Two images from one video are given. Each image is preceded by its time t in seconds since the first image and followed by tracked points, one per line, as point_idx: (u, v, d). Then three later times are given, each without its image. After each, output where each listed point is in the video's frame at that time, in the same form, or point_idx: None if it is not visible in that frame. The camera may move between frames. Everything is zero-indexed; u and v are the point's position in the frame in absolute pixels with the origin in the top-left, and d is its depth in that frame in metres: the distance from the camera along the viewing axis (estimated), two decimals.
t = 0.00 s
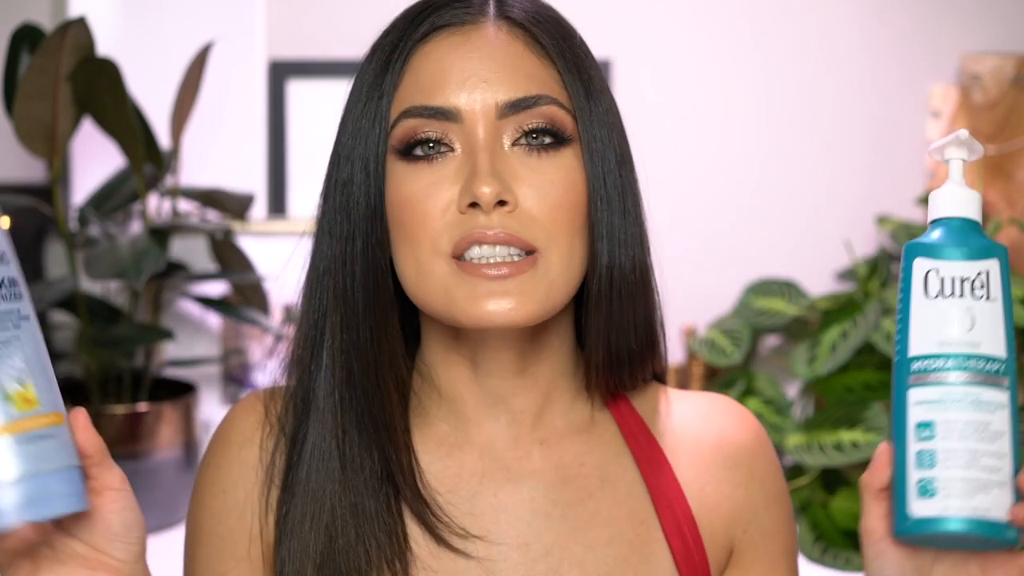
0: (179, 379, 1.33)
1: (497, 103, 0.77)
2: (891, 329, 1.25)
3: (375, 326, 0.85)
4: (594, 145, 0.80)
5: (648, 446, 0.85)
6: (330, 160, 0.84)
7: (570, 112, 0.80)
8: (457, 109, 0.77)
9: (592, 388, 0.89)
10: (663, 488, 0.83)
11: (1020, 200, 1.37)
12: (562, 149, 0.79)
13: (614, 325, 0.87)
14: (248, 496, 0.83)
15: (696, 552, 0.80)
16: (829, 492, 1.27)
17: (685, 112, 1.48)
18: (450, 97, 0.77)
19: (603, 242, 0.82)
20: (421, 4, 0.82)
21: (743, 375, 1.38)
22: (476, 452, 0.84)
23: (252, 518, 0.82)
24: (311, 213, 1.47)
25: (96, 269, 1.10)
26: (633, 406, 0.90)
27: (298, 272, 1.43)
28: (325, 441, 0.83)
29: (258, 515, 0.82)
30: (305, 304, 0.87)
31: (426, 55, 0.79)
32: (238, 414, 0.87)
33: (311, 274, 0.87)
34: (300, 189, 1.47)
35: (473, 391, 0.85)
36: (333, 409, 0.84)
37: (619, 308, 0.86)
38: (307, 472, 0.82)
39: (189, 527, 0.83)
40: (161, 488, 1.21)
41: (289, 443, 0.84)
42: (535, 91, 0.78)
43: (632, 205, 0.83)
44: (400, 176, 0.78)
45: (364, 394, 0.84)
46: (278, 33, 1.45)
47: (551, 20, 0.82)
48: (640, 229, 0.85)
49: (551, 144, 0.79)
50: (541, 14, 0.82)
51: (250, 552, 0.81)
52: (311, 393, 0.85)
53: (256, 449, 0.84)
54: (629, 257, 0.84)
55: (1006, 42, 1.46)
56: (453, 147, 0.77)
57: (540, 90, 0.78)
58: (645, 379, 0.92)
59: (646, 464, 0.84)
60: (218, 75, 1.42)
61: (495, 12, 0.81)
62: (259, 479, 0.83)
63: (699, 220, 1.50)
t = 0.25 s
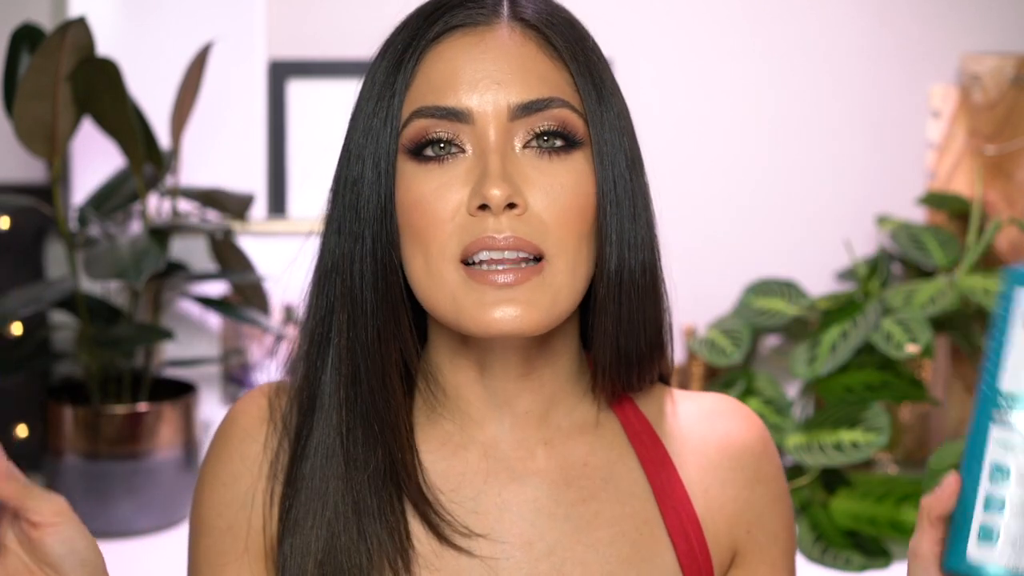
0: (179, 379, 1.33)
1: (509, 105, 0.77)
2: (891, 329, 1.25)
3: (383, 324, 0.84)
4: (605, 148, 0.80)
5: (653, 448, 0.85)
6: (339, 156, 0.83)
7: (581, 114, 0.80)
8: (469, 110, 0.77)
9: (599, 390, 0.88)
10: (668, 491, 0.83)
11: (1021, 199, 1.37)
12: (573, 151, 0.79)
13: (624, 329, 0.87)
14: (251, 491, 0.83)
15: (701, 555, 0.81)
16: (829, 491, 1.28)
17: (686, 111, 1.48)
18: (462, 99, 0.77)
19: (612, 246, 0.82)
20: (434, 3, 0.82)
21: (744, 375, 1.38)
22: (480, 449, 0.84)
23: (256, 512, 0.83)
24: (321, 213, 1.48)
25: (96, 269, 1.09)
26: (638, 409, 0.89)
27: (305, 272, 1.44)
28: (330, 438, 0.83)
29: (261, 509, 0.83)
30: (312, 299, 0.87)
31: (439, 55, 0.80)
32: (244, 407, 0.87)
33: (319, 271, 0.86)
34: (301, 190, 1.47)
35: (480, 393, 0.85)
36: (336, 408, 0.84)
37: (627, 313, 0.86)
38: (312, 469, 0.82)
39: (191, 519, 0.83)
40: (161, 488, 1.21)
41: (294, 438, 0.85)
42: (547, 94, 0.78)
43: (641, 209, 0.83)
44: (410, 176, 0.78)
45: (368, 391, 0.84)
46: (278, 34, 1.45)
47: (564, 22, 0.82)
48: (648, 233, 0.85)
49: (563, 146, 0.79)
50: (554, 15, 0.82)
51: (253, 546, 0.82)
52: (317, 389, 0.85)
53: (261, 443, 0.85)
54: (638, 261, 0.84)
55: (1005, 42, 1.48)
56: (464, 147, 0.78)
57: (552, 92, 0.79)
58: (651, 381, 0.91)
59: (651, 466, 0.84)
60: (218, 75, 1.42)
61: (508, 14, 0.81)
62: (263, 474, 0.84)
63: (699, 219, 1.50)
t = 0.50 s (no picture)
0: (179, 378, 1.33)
1: (543, 101, 0.77)
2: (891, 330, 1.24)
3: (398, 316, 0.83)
4: (626, 158, 0.82)
5: (648, 445, 0.85)
6: (363, 142, 0.82)
7: (606, 119, 0.81)
8: (502, 104, 0.77)
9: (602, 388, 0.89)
10: (663, 486, 0.83)
11: (1020, 199, 1.37)
12: (598, 154, 0.80)
13: (643, 333, 0.88)
14: (256, 484, 0.83)
15: (694, 549, 0.81)
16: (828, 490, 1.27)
17: (693, 110, 1.48)
18: (495, 93, 0.77)
19: (631, 255, 0.84)
20: None
21: (744, 375, 1.38)
22: (480, 442, 0.84)
23: (263, 505, 0.83)
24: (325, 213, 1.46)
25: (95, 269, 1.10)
26: (637, 411, 0.89)
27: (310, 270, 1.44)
28: (340, 430, 0.83)
29: (267, 501, 0.83)
30: (327, 290, 0.86)
31: (472, 48, 0.79)
32: (250, 405, 0.87)
33: (338, 258, 0.85)
34: (301, 190, 1.46)
35: (484, 388, 0.85)
36: (345, 402, 0.83)
37: (645, 319, 0.88)
38: (321, 461, 0.82)
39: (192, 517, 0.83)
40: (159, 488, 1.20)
41: (303, 429, 0.84)
42: (578, 95, 0.79)
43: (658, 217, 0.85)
44: (437, 164, 0.77)
45: (380, 382, 0.83)
46: (278, 33, 1.44)
47: (592, 25, 0.83)
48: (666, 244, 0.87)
49: (586, 146, 0.80)
50: (585, 20, 0.83)
51: (260, 539, 0.82)
52: (328, 381, 0.85)
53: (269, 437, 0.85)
54: (656, 266, 0.86)
55: (1006, 42, 1.47)
56: (492, 141, 0.77)
57: (582, 94, 0.79)
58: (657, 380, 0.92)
59: (646, 461, 0.84)
60: (218, 74, 1.43)
61: (540, 13, 0.81)
62: (270, 467, 0.84)
63: (702, 218, 1.50)
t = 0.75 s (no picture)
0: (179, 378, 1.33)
1: (536, 99, 0.77)
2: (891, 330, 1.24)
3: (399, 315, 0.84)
4: (626, 152, 0.82)
5: (647, 444, 0.85)
6: (359, 141, 0.82)
7: (602, 115, 0.81)
8: (495, 101, 0.77)
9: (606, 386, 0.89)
10: (662, 484, 0.83)
11: (1020, 199, 1.37)
12: (592, 150, 0.79)
13: (643, 330, 0.88)
14: (255, 479, 0.82)
15: (694, 546, 0.80)
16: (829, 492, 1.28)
17: (692, 109, 1.49)
18: (488, 90, 0.77)
19: (632, 252, 0.84)
20: None
21: (743, 375, 1.38)
22: (480, 446, 0.85)
23: (261, 499, 0.82)
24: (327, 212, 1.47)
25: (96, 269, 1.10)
26: (638, 411, 0.89)
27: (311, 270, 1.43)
28: (341, 427, 0.83)
29: (266, 495, 0.82)
30: (326, 288, 0.86)
31: (466, 46, 0.79)
32: (248, 402, 0.87)
33: (336, 257, 0.85)
34: (301, 190, 1.47)
35: (481, 389, 0.85)
36: (347, 399, 0.83)
37: (646, 315, 0.87)
38: (322, 456, 0.82)
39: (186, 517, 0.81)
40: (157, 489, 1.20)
41: (303, 425, 0.84)
42: (573, 92, 0.79)
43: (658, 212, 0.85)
44: (432, 162, 0.77)
45: (381, 380, 0.83)
46: (278, 33, 1.45)
47: (587, 23, 0.83)
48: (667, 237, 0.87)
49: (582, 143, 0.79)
50: (580, 17, 0.83)
51: (257, 532, 0.81)
52: (329, 377, 0.85)
53: (267, 435, 0.85)
54: (656, 261, 0.86)
55: (1006, 41, 1.47)
56: (486, 138, 0.77)
57: (577, 91, 0.79)
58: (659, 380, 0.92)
59: (646, 460, 0.84)
60: (218, 75, 1.43)
61: (535, 12, 0.81)
62: (270, 462, 0.84)
63: (701, 217, 1.50)
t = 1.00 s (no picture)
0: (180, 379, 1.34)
1: (520, 108, 0.76)
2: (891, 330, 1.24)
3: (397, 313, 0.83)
4: (619, 160, 0.80)
5: (641, 446, 0.85)
6: (355, 141, 0.82)
7: (592, 123, 0.79)
8: (481, 108, 0.76)
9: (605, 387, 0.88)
10: (656, 488, 0.82)
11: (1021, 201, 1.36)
12: (580, 161, 0.78)
13: (633, 335, 0.86)
14: (258, 477, 0.83)
15: (690, 551, 0.80)
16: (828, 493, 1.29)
17: (693, 109, 1.48)
18: (474, 96, 0.76)
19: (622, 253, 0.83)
20: None
21: (743, 376, 1.38)
22: (471, 449, 0.84)
23: (264, 496, 0.83)
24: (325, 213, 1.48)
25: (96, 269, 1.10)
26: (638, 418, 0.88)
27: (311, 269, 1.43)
28: (343, 424, 0.83)
29: (269, 492, 0.83)
30: (325, 286, 0.85)
31: (458, 51, 0.79)
32: (251, 399, 0.87)
33: (333, 253, 0.84)
34: (301, 190, 1.48)
35: (470, 392, 0.85)
36: (346, 398, 0.84)
37: (638, 322, 0.86)
38: (323, 453, 0.82)
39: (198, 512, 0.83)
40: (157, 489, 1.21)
41: (307, 421, 0.84)
42: (560, 100, 0.77)
43: (655, 216, 0.84)
44: (416, 168, 0.78)
45: (382, 379, 0.83)
46: (278, 33, 1.46)
47: (585, 27, 0.81)
48: (663, 245, 0.85)
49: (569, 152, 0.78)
50: (579, 21, 0.81)
51: (261, 529, 0.82)
52: (331, 373, 0.85)
53: (269, 432, 0.86)
54: (652, 265, 0.85)
55: (1007, 42, 1.47)
56: (471, 145, 0.77)
57: (565, 99, 0.78)
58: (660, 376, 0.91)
59: (640, 461, 0.84)
60: (218, 75, 1.42)
61: (532, 16, 0.80)
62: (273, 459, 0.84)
63: (699, 218, 1.50)
